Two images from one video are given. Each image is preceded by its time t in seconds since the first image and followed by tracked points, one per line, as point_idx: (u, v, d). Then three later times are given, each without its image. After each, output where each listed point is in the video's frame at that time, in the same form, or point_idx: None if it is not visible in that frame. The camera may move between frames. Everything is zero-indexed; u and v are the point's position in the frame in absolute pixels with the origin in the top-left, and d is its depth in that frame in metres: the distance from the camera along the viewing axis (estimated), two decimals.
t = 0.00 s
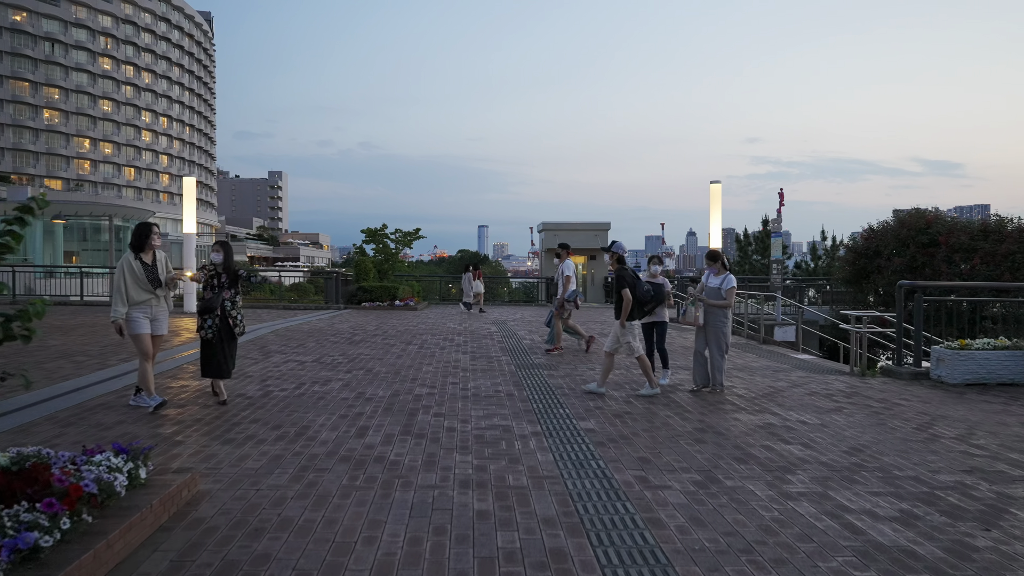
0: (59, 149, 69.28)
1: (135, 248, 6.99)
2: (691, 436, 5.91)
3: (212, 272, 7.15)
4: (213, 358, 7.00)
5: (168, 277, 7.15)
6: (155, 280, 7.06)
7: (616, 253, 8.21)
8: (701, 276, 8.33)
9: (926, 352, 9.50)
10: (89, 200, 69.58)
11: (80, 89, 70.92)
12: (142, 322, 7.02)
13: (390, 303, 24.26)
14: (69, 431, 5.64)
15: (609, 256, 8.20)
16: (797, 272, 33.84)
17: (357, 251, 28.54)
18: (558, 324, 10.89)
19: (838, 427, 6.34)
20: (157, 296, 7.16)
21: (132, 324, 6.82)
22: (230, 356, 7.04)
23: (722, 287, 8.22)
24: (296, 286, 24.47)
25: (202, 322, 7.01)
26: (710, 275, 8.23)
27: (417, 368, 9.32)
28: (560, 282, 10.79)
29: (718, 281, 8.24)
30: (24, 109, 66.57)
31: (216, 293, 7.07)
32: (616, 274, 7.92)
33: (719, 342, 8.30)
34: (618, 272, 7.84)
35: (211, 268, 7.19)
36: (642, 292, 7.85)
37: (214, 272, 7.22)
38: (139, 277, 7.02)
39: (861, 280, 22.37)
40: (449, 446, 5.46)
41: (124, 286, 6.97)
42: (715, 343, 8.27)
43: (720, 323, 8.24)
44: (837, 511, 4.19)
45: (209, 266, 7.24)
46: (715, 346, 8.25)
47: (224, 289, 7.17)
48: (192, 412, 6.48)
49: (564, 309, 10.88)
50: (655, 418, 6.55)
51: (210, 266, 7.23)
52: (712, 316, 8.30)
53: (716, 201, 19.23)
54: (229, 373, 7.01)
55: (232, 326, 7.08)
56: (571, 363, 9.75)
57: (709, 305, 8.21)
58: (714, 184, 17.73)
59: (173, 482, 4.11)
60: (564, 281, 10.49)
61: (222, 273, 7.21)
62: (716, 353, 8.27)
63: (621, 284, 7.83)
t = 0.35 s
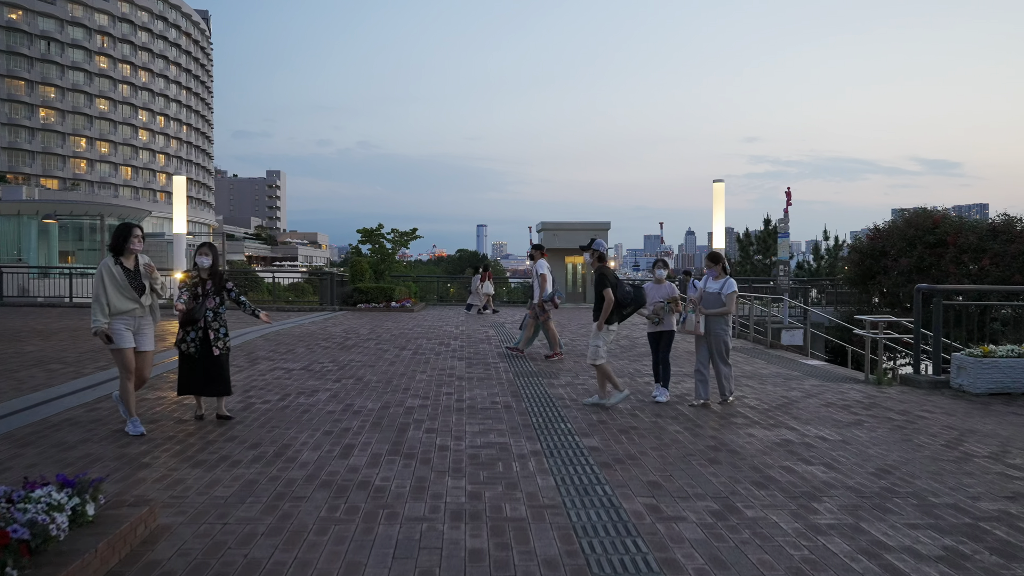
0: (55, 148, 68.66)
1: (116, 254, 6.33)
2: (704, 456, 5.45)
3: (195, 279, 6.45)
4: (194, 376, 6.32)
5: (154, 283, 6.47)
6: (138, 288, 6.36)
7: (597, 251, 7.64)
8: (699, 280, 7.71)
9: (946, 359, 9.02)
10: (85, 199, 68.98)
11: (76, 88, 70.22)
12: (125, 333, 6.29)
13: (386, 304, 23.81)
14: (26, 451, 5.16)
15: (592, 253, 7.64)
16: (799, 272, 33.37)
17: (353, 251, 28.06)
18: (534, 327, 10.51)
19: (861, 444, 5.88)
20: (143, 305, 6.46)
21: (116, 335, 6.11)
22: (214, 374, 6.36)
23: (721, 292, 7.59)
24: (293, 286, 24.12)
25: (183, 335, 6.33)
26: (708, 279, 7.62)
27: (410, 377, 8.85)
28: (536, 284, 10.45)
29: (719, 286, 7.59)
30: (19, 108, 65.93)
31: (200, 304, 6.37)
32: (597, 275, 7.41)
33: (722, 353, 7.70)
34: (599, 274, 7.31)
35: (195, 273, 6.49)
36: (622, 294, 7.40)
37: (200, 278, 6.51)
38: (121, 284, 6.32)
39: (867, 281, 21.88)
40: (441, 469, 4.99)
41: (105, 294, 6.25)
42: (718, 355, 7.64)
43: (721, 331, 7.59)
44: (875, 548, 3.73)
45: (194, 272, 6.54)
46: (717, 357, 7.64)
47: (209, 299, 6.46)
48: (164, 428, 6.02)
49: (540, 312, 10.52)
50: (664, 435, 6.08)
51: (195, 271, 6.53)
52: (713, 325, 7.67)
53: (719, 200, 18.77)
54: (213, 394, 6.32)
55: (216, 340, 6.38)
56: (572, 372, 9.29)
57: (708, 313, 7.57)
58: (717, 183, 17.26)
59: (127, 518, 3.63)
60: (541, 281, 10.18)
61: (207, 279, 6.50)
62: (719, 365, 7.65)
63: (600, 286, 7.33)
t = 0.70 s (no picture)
0: (51, 146, 68.11)
1: (92, 245, 5.44)
2: (718, 468, 5.00)
3: (188, 278, 5.68)
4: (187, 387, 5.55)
5: (134, 279, 5.55)
6: (115, 283, 5.46)
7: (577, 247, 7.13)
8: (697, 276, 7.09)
9: (965, 362, 8.58)
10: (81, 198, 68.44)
11: (73, 85, 69.61)
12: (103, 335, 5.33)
13: (382, 304, 23.44)
14: None
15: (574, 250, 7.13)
16: (801, 271, 32.97)
17: (348, 249, 27.59)
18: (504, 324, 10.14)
19: (887, 453, 5.45)
20: (121, 303, 5.51)
21: (98, 331, 5.16)
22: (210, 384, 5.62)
23: (720, 288, 6.93)
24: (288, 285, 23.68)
25: (174, 339, 5.55)
26: (705, 275, 6.97)
27: (402, 380, 8.39)
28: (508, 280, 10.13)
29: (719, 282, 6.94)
30: (15, 106, 65.33)
31: (195, 306, 5.62)
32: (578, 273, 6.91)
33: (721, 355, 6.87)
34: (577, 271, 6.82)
35: (186, 271, 5.72)
36: (603, 294, 6.87)
37: (191, 276, 5.74)
38: (94, 278, 5.38)
39: (872, 280, 21.46)
40: (432, 484, 4.55)
41: (75, 288, 5.29)
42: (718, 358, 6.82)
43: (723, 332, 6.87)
44: None
45: (184, 269, 5.77)
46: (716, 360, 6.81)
47: (203, 300, 5.70)
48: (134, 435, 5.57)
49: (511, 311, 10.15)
50: (674, 444, 5.63)
51: (185, 269, 5.76)
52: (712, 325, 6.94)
53: (722, 197, 18.36)
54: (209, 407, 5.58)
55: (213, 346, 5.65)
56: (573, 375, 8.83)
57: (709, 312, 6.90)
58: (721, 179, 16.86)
59: (75, 544, 3.19)
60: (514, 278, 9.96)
61: (201, 278, 5.74)
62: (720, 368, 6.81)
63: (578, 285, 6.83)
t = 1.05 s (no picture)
0: (47, 146, 67.57)
1: (62, 245, 4.54)
2: (735, 489, 4.60)
3: (175, 285, 4.98)
4: (169, 407, 4.86)
5: (114, 285, 4.66)
6: (90, 290, 4.53)
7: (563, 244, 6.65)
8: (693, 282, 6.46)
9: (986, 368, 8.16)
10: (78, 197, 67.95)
11: (69, 84, 69.02)
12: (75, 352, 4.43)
13: (379, 305, 23.04)
14: None
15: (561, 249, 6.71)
16: (803, 271, 32.58)
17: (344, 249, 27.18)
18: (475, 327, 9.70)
19: (915, 471, 5.05)
20: (99, 312, 4.60)
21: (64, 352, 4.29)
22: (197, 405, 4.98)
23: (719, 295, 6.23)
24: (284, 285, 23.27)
25: (157, 354, 4.83)
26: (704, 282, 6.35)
27: (395, 387, 7.99)
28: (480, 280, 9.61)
29: (717, 287, 6.25)
30: (11, 105, 64.75)
31: (183, 317, 4.95)
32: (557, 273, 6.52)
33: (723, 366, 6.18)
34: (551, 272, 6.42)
35: (171, 276, 5.01)
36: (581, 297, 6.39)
37: (176, 283, 5.03)
38: (65, 284, 4.47)
39: (878, 280, 21.04)
40: (423, 509, 4.14)
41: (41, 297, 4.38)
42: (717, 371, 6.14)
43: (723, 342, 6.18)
44: None
45: (167, 274, 5.05)
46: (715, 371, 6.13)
47: (190, 309, 5.02)
48: (104, 451, 5.17)
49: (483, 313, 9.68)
50: (684, 460, 5.23)
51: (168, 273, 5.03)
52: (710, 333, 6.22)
53: (725, 195, 17.97)
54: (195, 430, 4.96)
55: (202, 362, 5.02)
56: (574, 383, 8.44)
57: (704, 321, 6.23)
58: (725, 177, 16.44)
59: None
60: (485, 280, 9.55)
61: (188, 285, 5.06)
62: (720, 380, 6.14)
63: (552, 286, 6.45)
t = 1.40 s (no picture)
0: (43, 144, 66.93)
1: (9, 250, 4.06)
2: (751, 512, 4.19)
3: (144, 288, 4.37)
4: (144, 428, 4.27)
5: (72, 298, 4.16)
6: (38, 300, 4.03)
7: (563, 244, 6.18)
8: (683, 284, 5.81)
9: (1006, 374, 7.76)
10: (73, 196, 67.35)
11: (65, 83, 68.33)
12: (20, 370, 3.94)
13: (374, 305, 22.62)
14: None
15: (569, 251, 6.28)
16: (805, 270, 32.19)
17: (339, 249, 26.73)
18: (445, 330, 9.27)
19: (945, 490, 4.65)
20: (54, 323, 4.10)
21: None
22: (176, 425, 4.33)
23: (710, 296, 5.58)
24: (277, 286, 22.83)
25: (127, 367, 4.23)
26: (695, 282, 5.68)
27: (384, 395, 7.57)
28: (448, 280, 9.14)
29: (708, 289, 5.55)
30: (6, 104, 64.05)
31: (154, 323, 4.33)
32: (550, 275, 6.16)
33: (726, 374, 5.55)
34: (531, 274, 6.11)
35: (139, 278, 4.41)
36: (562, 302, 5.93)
37: (146, 285, 4.42)
38: (12, 293, 3.99)
39: (882, 280, 20.66)
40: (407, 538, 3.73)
41: None
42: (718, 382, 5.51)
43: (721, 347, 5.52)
44: None
45: (135, 275, 4.44)
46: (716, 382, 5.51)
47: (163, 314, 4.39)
48: (64, 468, 4.76)
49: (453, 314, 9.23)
50: (694, 478, 4.82)
51: (136, 274, 4.43)
52: (702, 338, 5.55)
53: (728, 194, 17.57)
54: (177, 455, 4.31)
55: (180, 375, 4.38)
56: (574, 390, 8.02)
57: (695, 323, 5.57)
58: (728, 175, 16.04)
59: None
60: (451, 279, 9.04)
61: (160, 288, 4.44)
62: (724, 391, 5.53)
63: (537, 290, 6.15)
